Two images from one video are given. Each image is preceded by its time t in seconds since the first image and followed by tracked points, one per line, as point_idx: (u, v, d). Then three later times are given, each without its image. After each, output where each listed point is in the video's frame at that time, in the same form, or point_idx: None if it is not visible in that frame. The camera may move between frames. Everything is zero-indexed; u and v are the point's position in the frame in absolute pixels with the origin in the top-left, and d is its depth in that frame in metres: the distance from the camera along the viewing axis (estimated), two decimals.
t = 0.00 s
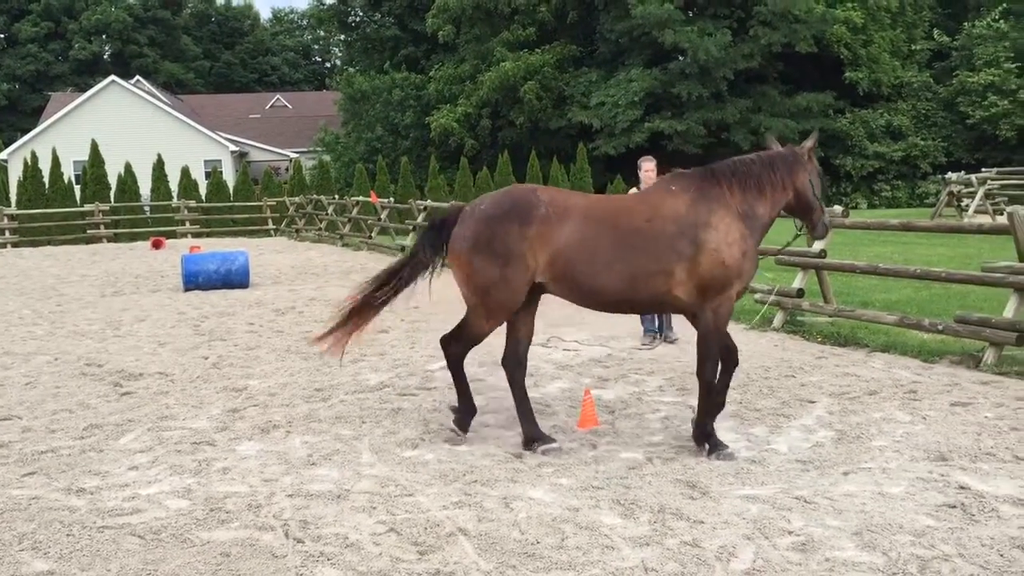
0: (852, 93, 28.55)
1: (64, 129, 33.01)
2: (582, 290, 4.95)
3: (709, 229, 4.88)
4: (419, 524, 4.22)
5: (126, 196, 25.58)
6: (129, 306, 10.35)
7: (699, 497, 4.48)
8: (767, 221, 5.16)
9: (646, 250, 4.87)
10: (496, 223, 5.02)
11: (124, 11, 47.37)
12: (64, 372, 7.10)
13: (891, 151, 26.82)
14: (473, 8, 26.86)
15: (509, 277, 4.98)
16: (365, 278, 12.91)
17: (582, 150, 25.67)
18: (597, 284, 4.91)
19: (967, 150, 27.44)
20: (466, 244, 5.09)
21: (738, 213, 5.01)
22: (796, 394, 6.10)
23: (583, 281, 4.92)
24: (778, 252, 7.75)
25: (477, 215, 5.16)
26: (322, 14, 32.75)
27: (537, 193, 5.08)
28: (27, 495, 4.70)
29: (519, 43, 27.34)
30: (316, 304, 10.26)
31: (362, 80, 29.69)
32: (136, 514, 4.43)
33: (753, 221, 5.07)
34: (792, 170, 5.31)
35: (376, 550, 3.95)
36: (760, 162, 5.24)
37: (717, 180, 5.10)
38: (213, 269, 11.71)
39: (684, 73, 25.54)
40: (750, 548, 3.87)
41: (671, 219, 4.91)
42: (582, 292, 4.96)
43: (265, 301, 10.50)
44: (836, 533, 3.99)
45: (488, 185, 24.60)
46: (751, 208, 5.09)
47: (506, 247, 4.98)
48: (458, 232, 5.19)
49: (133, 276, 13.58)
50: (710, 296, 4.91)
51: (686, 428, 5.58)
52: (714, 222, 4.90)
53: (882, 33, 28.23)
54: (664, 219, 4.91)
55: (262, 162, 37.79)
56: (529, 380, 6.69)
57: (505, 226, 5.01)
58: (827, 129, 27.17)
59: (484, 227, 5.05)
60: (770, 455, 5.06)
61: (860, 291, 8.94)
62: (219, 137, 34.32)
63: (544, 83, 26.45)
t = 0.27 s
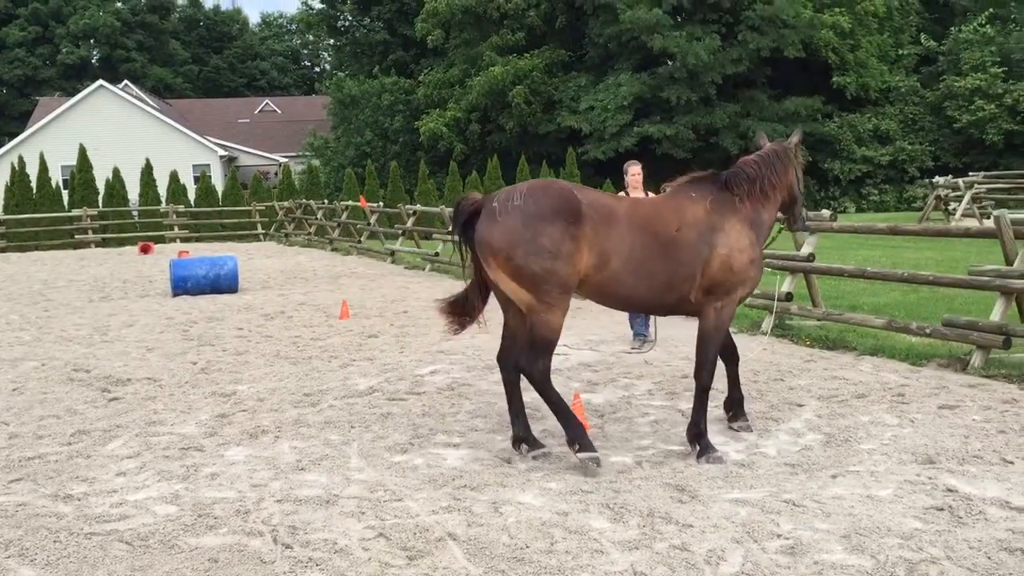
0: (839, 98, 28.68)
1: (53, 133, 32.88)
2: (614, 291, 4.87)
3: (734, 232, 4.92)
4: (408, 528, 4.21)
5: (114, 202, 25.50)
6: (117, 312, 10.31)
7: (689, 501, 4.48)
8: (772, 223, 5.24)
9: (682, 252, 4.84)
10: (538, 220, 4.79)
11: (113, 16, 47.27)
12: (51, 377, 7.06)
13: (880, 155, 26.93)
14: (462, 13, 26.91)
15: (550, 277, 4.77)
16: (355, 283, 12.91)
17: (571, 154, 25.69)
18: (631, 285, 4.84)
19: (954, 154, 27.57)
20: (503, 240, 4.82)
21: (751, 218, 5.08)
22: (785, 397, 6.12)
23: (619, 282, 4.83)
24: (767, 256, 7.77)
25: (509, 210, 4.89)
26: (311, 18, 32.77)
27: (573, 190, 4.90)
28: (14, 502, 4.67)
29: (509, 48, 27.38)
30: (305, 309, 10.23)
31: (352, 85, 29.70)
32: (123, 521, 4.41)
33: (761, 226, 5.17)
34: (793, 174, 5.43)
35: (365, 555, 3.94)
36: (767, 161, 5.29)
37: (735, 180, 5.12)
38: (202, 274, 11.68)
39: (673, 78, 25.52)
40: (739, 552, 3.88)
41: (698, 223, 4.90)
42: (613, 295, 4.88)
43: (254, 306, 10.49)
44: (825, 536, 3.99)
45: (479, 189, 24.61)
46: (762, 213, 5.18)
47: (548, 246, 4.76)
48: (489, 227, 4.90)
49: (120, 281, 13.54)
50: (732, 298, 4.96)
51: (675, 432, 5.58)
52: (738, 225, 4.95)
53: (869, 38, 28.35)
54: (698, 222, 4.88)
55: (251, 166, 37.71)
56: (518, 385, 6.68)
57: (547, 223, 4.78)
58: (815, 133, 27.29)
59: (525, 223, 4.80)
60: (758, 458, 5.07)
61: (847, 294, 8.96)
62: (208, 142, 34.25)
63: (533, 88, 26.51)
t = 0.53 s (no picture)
0: (832, 102, 28.77)
1: (45, 138, 32.81)
2: (650, 301, 4.81)
3: (745, 243, 5.12)
4: (399, 535, 4.21)
5: (105, 207, 25.45)
6: (109, 318, 10.28)
7: (681, 506, 4.48)
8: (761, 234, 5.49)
9: (710, 261, 4.93)
10: (595, 227, 4.59)
11: (105, 21, 47.23)
12: (41, 384, 7.04)
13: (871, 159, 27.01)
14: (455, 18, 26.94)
15: (603, 284, 4.60)
16: (346, 288, 12.89)
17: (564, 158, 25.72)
18: (667, 294, 4.81)
19: (946, 159, 27.64)
20: (560, 246, 4.54)
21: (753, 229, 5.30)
22: (776, 402, 6.13)
23: (657, 292, 4.79)
24: (759, 261, 7.79)
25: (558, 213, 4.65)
26: (304, 24, 32.76)
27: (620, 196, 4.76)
28: (4, 509, 4.65)
29: (501, 52, 27.43)
30: (297, 315, 10.20)
31: (345, 90, 29.70)
32: (114, 528, 4.39)
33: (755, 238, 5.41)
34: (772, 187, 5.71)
35: (357, 561, 3.94)
36: (761, 175, 5.51)
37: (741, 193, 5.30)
38: (193, 280, 11.66)
39: (666, 82, 25.58)
40: (731, 557, 3.88)
41: (723, 232, 5.00)
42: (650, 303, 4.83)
43: (246, 312, 10.46)
44: (816, 541, 4.00)
45: (471, 194, 24.62)
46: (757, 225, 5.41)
47: (603, 252, 4.59)
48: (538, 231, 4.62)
49: (112, 287, 13.50)
50: (743, 307, 5.12)
51: (668, 437, 5.59)
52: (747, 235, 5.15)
53: (861, 43, 28.45)
54: (722, 233, 4.99)
55: (243, 171, 37.65)
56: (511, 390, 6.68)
57: (601, 228, 4.61)
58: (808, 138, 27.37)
59: (583, 228, 4.58)
60: (750, 463, 5.08)
61: (839, 299, 8.98)
62: (200, 147, 34.20)
63: (525, 93, 26.54)
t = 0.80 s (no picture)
0: (828, 107, 28.83)
1: (41, 142, 32.78)
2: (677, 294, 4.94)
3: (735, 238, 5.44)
4: (397, 539, 4.20)
5: (102, 211, 25.42)
6: (105, 323, 10.26)
7: (679, 511, 4.48)
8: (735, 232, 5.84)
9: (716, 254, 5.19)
10: (630, 224, 4.68)
11: (102, 26, 47.25)
12: (38, 389, 7.02)
13: (868, 164, 27.05)
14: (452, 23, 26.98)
15: (640, 283, 4.67)
16: (344, 293, 12.87)
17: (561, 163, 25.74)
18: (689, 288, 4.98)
19: (942, 164, 27.69)
20: (601, 243, 4.57)
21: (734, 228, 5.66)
22: (773, 407, 6.13)
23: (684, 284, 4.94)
24: (756, 265, 7.81)
25: (599, 216, 4.66)
26: (301, 29, 32.77)
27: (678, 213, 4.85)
28: (1, 514, 4.65)
29: (498, 58, 27.47)
30: (295, 320, 10.19)
31: (342, 95, 29.72)
32: (111, 533, 4.38)
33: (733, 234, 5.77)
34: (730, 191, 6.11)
35: (354, 567, 3.93)
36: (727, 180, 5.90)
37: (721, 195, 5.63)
38: (190, 284, 11.66)
39: (663, 87, 25.62)
40: (729, 562, 3.87)
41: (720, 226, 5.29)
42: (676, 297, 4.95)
43: (243, 317, 10.45)
44: (814, 545, 4.00)
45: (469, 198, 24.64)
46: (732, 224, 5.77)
47: (639, 248, 4.67)
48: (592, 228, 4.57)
49: (109, 292, 13.47)
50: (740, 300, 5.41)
51: (665, 441, 5.59)
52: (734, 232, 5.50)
53: (858, 48, 28.52)
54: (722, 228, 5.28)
55: (240, 176, 37.64)
56: (508, 394, 6.68)
57: (639, 228, 4.70)
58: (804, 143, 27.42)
59: (622, 226, 4.64)
60: (748, 467, 5.08)
61: (837, 303, 8.99)
62: (197, 152, 34.19)
63: (522, 98, 26.56)
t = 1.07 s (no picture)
0: (829, 111, 28.85)
1: (43, 146, 32.81)
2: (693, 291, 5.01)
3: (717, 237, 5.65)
4: (399, 544, 4.20)
5: (103, 215, 25.44)
6: (107, 326, 10.26)
7: (680, 515, 4.48)
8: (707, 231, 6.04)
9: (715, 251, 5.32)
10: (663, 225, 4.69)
11: (104, 30, 47.35)
12: (40, 393, 7.02)
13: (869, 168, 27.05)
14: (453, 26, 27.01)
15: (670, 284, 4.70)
16: (345, 297, 12.87)
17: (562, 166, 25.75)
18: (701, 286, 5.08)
19: (943, 167, 27.69)
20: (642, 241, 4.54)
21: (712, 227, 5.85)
22: (775, 411, 6.13)
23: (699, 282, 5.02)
24: (757, 269, 7.81)
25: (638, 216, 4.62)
26: (303, 32, 32.81)
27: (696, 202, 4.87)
28: (2, 518, 4.65)
29: (499, 61, 27.49)
30: (296, 323, 10.18)
31: (343, 98, 29.76)
32: (113, 536, 4.38)
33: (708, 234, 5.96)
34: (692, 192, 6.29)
35: (356, 570, 3.93)
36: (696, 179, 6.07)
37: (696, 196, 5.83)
38: (192, 288, 11.66)
39: (664, 91, 25.64)
40: (731, 566, 3.87)
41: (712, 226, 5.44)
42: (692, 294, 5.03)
43: (245, 320, 10.45)
44: (815, 549, 4.00)
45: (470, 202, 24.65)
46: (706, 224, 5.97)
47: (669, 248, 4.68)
48: (635, 230, 4.46)
49: (110, 296, 13.48)
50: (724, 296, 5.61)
51: (667, 446, 5.58)
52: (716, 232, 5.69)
53: (859, 52, 28.55)
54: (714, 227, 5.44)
55: (242, 179, 37.67)
56: (510, 398, 6.67)
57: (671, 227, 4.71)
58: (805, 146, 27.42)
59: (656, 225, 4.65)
60: (750, 471, 5.07)
61: (838, 307, 8.99)
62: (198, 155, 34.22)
63: (523, 101, 26.58)
